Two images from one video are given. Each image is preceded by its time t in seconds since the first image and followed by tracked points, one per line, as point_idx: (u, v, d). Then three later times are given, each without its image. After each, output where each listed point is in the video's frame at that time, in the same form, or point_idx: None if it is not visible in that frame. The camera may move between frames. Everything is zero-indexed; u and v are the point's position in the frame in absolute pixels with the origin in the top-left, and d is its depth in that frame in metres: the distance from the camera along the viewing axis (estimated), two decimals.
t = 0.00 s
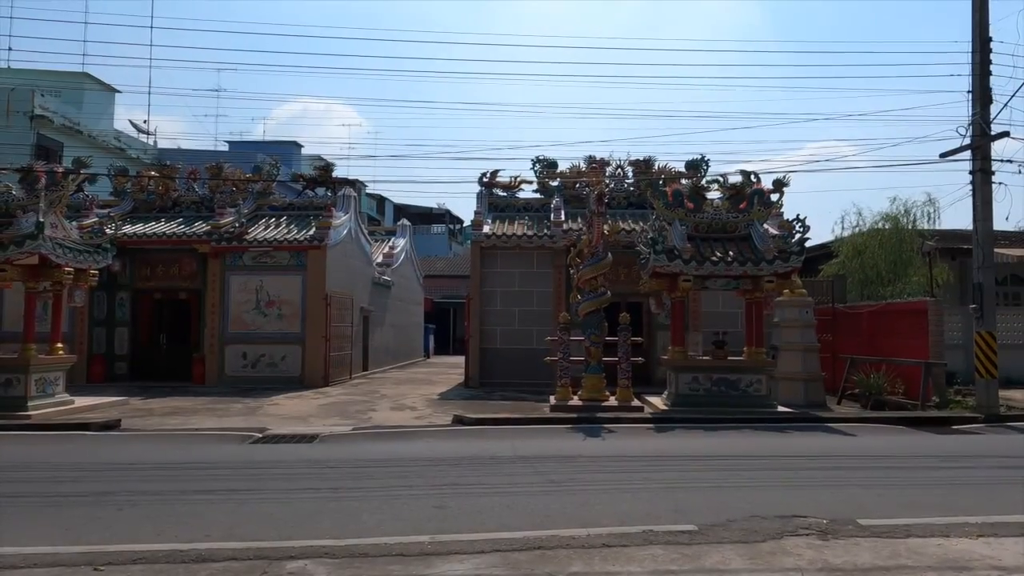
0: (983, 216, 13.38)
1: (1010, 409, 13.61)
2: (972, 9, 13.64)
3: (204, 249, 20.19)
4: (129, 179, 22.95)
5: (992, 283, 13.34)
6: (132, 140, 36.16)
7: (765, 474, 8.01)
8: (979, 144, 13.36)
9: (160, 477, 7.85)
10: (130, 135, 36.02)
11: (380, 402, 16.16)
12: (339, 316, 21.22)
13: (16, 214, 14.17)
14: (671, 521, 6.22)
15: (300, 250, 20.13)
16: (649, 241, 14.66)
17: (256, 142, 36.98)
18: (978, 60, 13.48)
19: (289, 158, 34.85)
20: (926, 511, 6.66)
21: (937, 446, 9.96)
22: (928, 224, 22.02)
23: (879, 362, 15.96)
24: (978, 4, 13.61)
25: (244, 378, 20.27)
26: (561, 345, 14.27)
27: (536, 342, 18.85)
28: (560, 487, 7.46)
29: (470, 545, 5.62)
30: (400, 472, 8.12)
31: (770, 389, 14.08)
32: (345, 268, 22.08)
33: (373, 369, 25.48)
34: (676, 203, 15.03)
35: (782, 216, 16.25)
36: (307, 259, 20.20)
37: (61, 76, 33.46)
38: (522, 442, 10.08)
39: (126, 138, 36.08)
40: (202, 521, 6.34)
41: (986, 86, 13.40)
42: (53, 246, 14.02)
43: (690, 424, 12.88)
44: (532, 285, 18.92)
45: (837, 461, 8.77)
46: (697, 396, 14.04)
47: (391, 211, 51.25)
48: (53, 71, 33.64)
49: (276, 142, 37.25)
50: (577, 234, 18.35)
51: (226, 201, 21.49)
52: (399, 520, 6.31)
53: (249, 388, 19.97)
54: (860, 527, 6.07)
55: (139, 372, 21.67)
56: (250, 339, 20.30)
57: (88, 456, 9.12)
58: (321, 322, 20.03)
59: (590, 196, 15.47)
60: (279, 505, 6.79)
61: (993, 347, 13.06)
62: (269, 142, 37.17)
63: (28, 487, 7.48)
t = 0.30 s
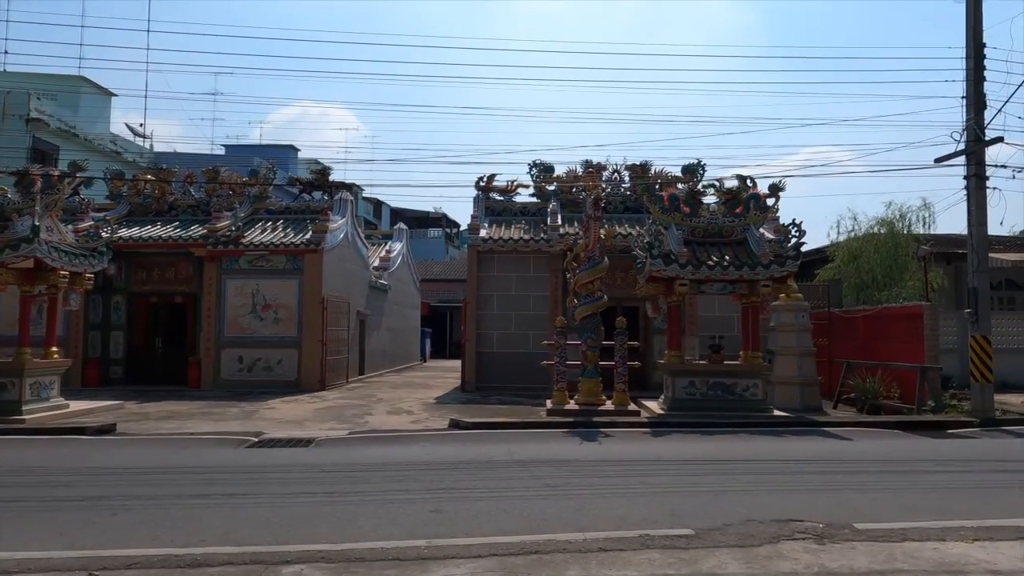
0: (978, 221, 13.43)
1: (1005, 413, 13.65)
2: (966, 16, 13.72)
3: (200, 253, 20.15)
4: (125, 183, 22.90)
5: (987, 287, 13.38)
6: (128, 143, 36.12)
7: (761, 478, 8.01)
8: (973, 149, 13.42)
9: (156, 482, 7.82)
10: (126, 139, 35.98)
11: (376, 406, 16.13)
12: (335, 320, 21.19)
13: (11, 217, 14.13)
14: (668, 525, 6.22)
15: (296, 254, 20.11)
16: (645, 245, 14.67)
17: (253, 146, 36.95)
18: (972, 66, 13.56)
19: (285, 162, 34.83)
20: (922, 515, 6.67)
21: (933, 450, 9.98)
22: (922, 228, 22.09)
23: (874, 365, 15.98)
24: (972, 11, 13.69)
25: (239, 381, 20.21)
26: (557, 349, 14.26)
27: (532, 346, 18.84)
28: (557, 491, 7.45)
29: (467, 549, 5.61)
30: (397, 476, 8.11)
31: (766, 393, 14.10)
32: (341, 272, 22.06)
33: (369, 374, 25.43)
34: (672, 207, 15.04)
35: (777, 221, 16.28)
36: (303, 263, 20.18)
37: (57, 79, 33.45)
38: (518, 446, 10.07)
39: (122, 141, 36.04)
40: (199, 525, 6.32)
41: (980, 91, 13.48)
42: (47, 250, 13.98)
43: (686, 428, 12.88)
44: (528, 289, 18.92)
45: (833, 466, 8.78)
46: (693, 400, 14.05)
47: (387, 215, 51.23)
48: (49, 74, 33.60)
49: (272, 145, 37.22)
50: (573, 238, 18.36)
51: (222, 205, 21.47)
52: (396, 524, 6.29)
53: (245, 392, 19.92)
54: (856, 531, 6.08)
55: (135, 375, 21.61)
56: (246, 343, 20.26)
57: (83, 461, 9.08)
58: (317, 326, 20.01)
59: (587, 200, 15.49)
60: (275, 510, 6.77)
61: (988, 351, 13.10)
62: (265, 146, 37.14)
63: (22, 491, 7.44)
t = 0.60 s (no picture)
0: (974, 226, 13.48)
1: (1002, 417, 13.69)
2: (962, 22, 13.80)
3: (198, 257, 20.14)
4: (123, 186, 22.89)
5: (983, 292, 13.42)
6: (126, 147, 36.06)
7: (759, 482, 8.01)
8: (968, 154, 13.48)
9: (153, 486, 7.80)
10: (124, 142, 35.91)
11: (374, 410, 16.11)
12: (333, 324, 21.16)
13: (8, 220, 14.11)
14: (667, 529, 6.21)
15: (295, 257, 20.10)
16: (643, 249, 14.69)
17: (251, 150, 36.96)
18: (968, 72, 13.62)
19: (283, 166, 34.82)
20: (920, 519, 6.67)
21: (931, 454, 10.00)
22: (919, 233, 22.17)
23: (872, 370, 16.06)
24: (967, 17, 13.76)
25: (237, 385, 20.17)
26: (555, 353, 14.26)
27: (530, 350, 18.84)
28: (555, 495, 7.44)
29: (465, 553, 5.60)
30: (395, 480, 8.09)
31: (764, 397, 14.11)
32: (339, 275, 22.04)
33: (367, 378, 25.40)
34: (670, 211, 15.07)
35: (775, 225, 16.33)
36: (301, 266, 20.17)
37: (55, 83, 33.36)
38: (517, 451, 10.07)
39: (120, 145, 35.97)
40: (196, 530, 6.30)
41: (976, 97, 13.54)
42: (45, 254, 13.94)
43: (685, 432, 12.88)
44: (527, 293, 18.93)
45: (832, 469, 8.78)
46: (692, 404, 14.05)
47: (385, 218, 51.25)
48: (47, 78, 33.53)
49: (271, 150, 37.23)
50: (571, 242, 18.38)
51: (220, 208, 21.47)
52: (394, 529, 6.28)
53: (242, 396, 19.88)
54: (854, 535, 6.08)
55: (131, 379, 21.54)
56: (243, 347, 20.23)
57: (80, 465, 9.06)
58: (315, 330, 19.98)
59: (585, 205, 15.52)
60: (273, 514, 6.74)
61: (985, 355, 13.12)
62: (263, 150, 37.16)
63: (18, 496, 7.41)
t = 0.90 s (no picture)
0: (969, 229, 13.53)
1: (998, 420, 13.73)
2: (957, 26, 13.87)
3: (194, 260, 20.10)
4: (119, 189, 22.85)
5: (979, 295, 13.47)
6: (123, 150, 36.04)
7: (755, 486, 8.01)
8: (964, 158, 13.53)
9: (148, 490, 7.76)
10: (121, 146, 35.89)
11: (371, 414, 16.08)
12: (329, 327, 21.14)
13: (4, 223, 14.07)
14: (663, 532, 6.21)
15: (291, 260, 20.08)
16: (640, 252, 14.71)
17: (248, 154, 36.96)
18: (963, 76, 13.69)
19: (280, 169, 34.80)
20: (916, 522, 6.68)
21: (927, 457, 10.02)
22: (916, 236, 22.28)
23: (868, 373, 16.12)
24: (962, 21, 13.83)
25: (233, 389, 20.13)
26: (552, 356, 14.25)
27: (527, 353, 18.83)
28: (552, 499, 7.43)
29: (461, 557, 5.59)
30: (391, 484, 8.07)
31: (760, 401, 14.13)
32: (336, 279, 22.03)
33: (364, 381, 25.37)
34: (666, 215, 15.10)
35: (771, 229, 16.37)
36: (298, 270, 20.16)
37: (52, 87, 33.33)
38: (513, 454, 10.05)
39: (117, 148, 35.95)
40: (192, 533, 6.28)
41: (972, 101, 13.60)
42: (41, 257, 13.90)
43: (681, 436, 12.88)
44: (524, 296, 18.94)
45: (828, 473, 8.79)
46: (688, 407, 14.06)
47: (383, 222, 51.28)
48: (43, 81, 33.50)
49: (268, 153, 37.22)
50: (568, 245, 18.39)
51: (217, 211, 21.44)
52: (390, 532, 6.27)
53: (239, 399, 19.83)
54: (850, 538, 6.08)
55: (127, 383, 21.49)
56: (239, 350, 20.18)
57: (75, 469, 9.02)
58: (311, 334, 19.95)
59: (581, 208, 15.53)
60: (269, 518, 6.72)
61: (981, 358, 13.16)
62: (260, 153, 37.15)
63: (13, 499, 7.38)
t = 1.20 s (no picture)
0: (964, 230, 13.57)
1: (993, 421, 13.79)
2: (952, 27, 13.92)
3: (191, 260, 20.05)
4: (115, 189, 22.77)
5: (974, 296, 13.50)
6: (119, 150, 35.94)
7: (752, 486, 8.03)
8: (959, 159, 13.58)
9: (145, 491, 7.74)
10: (117, 145, 35.80)
11: (367, 414, 16.06)
12: (326, 328, 21.11)
13: None
14: (660, 533, 6.22)
15: (287, 261, 20.04)
16: (637, 253, 14.73)
17: (245, 153, 36.90)
18: (958, 77, 13.74)
19: (277, 169, 34.76)
20: (911, 522, 6.71)
21: (922, 457, 10.06)
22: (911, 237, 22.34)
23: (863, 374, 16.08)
24: (957, 22, 13.89)
25: (229, 390, 20.09)
26: (549, 357, 14.25)
27: (524, 354, 18.84)
28: (549, 499, 7.44)
29: (458, 558, 5.58)
30: (388, 484, 8.06)
31: (756, 401, 14.16)
32: (332, 279, 22.00)
33: (360, 381, 25.34)
34: (663, 215, 15.12)
35: (767, 230, 16.41)
36: (294, 270, 20.13)
37: (48, 86, 33.22)
38: (509, 454, 10.06)
39: (113, 148, 35.86)
40: (188, 534, 6.27)
41: (966, 102, 13.66)
42: (36, 257, 13.86)
43: (677, 436, 12.89)
44: (520, 297, 18.94)
45: (824, 473, 8.82)
46: (685, 408, 14.08)
47: (379, 222, 51.28)
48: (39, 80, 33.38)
49: (264, 153, 37.16)
50: (565, 246, 18.38)
51: (213, 212, 21.40)
52: (386, 533, 6.26)
53: (235, 400, 19.78)
54: (846, 538, 6.10)
55: (123, 383, 21.44)
56: (236, 351, 20.14)
57: (70, 470, 8.99)
58: (308, 334, 19.92)
59: (578, 208, 15.54)
60: (265, 519, 6.71)
61: (976, 359, 13.19)
62: (257, 153, 37.09)
63: (8, 500, 7.35)
